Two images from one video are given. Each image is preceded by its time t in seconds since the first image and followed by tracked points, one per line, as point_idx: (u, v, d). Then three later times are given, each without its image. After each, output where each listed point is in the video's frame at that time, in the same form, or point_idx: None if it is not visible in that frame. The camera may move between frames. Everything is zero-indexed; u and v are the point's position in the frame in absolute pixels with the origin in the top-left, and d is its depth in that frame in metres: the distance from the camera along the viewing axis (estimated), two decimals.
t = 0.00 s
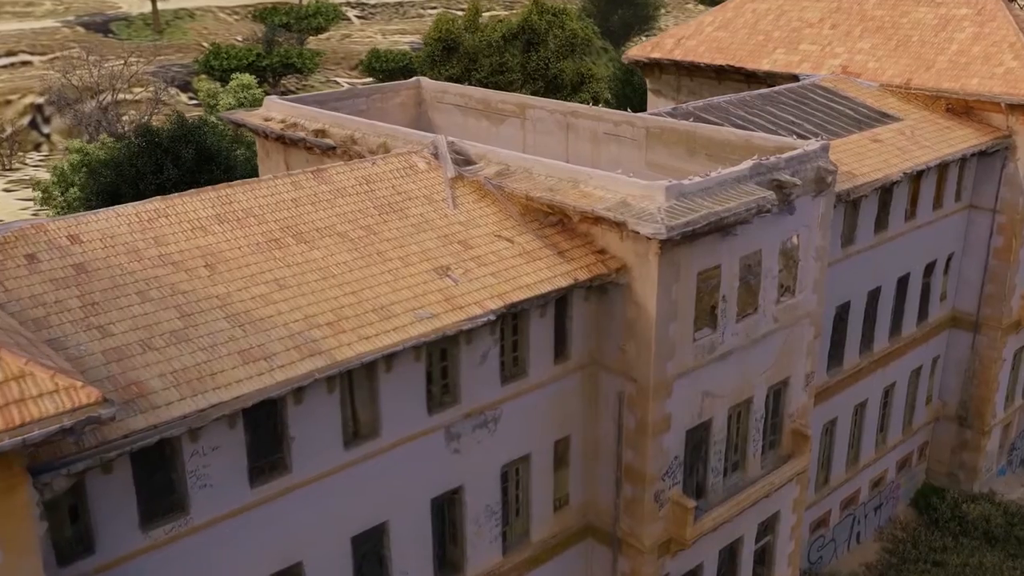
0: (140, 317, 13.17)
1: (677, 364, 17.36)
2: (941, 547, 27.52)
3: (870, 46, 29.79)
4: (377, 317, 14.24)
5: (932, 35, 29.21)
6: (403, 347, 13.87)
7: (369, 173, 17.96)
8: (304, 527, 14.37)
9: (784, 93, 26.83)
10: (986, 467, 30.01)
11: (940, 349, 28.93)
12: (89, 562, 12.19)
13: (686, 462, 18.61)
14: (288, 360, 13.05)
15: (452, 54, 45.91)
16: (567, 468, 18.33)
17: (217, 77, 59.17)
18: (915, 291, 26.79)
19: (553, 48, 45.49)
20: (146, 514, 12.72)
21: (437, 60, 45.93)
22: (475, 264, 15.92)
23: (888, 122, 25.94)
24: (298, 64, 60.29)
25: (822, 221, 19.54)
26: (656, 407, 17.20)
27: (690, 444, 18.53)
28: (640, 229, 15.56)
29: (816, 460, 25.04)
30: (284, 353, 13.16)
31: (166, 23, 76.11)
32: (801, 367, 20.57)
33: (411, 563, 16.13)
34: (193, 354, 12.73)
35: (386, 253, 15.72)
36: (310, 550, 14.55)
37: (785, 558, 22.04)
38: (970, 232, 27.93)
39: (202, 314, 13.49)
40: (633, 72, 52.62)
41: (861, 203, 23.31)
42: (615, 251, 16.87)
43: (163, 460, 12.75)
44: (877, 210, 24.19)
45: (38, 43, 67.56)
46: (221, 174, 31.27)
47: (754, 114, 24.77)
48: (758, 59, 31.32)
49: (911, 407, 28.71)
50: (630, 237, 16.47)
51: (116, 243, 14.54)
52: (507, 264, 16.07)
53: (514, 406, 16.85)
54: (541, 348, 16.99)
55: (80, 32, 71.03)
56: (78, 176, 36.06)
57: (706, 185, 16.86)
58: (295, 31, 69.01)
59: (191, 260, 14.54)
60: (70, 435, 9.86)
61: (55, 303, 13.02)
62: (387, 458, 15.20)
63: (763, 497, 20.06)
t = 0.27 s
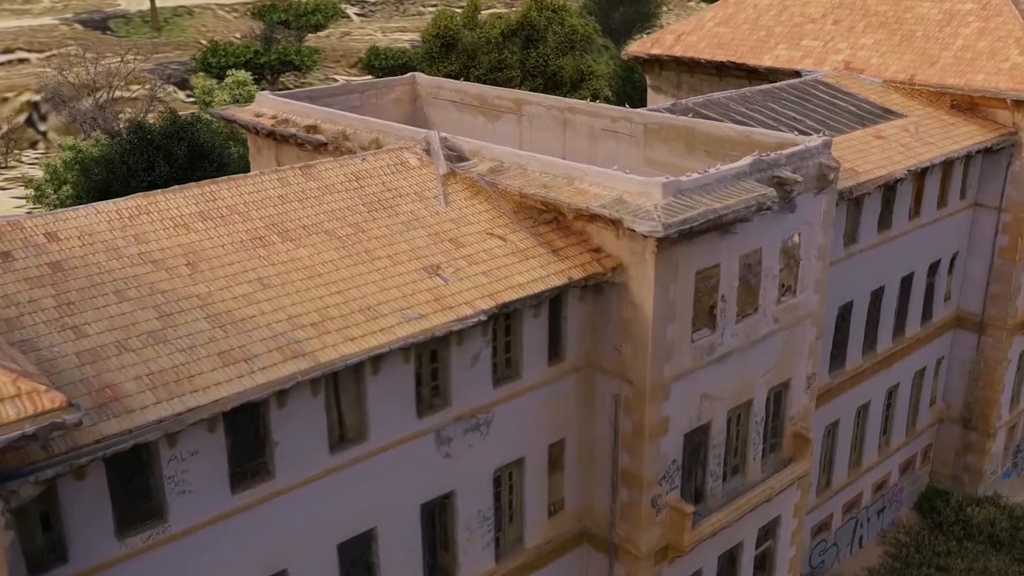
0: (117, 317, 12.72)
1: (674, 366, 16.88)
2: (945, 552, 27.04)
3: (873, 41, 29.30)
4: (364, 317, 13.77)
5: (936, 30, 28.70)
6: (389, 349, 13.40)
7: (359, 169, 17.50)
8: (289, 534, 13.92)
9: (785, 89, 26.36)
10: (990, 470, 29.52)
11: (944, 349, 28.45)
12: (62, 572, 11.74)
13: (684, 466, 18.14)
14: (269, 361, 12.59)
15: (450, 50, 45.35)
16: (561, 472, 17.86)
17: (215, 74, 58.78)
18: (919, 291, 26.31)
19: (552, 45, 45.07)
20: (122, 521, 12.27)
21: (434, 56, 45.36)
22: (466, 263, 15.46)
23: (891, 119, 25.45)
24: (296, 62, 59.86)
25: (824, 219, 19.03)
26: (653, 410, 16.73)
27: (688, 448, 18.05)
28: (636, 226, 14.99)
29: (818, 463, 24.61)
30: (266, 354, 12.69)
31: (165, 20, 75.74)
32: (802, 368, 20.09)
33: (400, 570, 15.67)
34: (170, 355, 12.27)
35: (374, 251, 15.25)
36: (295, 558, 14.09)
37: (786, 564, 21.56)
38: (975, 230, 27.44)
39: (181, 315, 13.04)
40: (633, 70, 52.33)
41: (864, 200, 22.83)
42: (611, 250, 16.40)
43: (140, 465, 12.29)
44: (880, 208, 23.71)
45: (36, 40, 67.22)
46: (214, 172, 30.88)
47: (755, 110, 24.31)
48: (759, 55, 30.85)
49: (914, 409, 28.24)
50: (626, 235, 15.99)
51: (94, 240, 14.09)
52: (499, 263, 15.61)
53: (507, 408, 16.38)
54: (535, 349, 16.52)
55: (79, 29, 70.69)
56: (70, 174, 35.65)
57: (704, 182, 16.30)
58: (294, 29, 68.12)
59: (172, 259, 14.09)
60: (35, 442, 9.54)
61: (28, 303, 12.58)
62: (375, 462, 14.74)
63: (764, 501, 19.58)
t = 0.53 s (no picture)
0: (89, 318, 12.25)
1: (670, 369, 16.41)
2: (949, 557, 26.55)
3: (876, 37, 28.78)
4: (347, 318, 13.28)
5: (940, 26, 28.19)
6: (373, 351, 12.91)
7: (347, 166, 17.03)
8: (270, 542, 13.44)
9: (786, 85, 25.86)
10: (995, 474, 29.01)
11: (948, 351, 27.95)
12: None
13: (681, 471, 17.65)
14: (247, 364, 12.10)
15: (448, 48, 44.54)
16: (555, 477, 17.37)
17: (213, 72, 58.37)
18: (922, 292, 25.80)
19: (551, 41, 44.70)
20: (93, 530, 11.80)
21: (433, 53, 44.48)
22: (455, 262, 14.97)
23: (894, 115, 24.95)
24: (294, 59, 59.45)
25: (825, 217, 18.53)
26: (648, 413, 16.26)
27: (685, 452, 17.56)
28: (629, 224, 14.46)
29: (819, 467, 24.17)
30: (243, 357, 12.21)
31: (164, 17, 75.36)
32: (803, 371, 19.60)
33: None
34: (143, 358, 11.80)
35: (360, 250, 14.77)
36: (277, 567, 13.63)
37: (786, 571, 21.07)
38: (980, 230, 26.95)
39: (157, 315, 12.57)
40: (633, 69, 51.94)
41: (866, 199, 22.33)
42: (605, 249, 15.92)
43: (112, 472, 11.82)
44: (883, 207, 23.21)
45: (34, 37, 66.85)
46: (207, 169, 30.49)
47: (755, 107, 23.82)
48: (760, 51, 30.36)
49: (917, 411, 27.75)
50: (620, 234, 15.51)
51: (69, 239, 13.64)
52: (489, 262, 15.12)
53: (498, 412, 15.90)
54: (527, 352, 16.04)
55: (77, 27, 70.34)
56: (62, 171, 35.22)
57: (701, 179, 15.79)
58: (293, 26, 67.09)
59: (149, 258, 13.62)
60: None
61: None
62: (360, 468, 14.27)
63: (763, 507, 19.08)
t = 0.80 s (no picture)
0: (55, 320, 11.79)
1: (663, 373, 15.91)
2: (951, 563, 26.07)
3: (879, 33, 28.25)
4: (326, 320, 12.78)
5: (944, 21, 27.67)
6: (351, 354, 12.41)
7: (331, 163, 16.54)
8: (247, 553, 12.96)
9: (787, 81, 25.35)
10: (999, 478, 28.46)
11: (951, 353, 27.45)
12: None
13: (676, 478, 17.15)
14: (219, 369, 11.62)
15: (446, 45, 44.17)
16: (545, 483, 16.87)
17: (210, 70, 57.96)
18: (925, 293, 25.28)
19: (550, 39, 44.07)
20: (58, 541, 11.33)
21: (430, 51, 44.02)
22: (440, 262, 14.48)
23: (896, 112, 24.43)
24: (292, 57, 59.02)
25: (825, 217, 18.02)
26: (641, 418, 15.76)
27: (680, 458, 17.06)
28: (620, 224, 13.94)
29: (819, 472, 23.67)
30: (215, 361, 11.73)
31: (163, 15, 74.97)
32: (802, 374, 19.09)
33: None
34: (109, 362, 11.33)
35: (342, 249, 14.28)
36: None
37: None
38: (984, 230, 26.45)
39: (127, 317, 12.09)
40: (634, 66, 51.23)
41: (867, 198, 21.81)
42: (596, 249, 15.42)
43: (79, 481, 11.36)
44: (885, 206, 22.69)
45: (31, 35, 66.46)
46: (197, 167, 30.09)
47: (754, 104, 23.32)
48: (760, 48, 29.85)
49: (919, 415, 27.24)
50: (611, 233, 15.01)
51: (39, 238, 13.18)
52: (476, 263, 14.62)
53: (485, 417, 15.41)
54: (515, 355, 15.55)
55: (75, 24, 69.94)
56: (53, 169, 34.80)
57: (696, 177, 15.28)
58: (292, 24, 66.74)
59: (122, 257, 13.15)
60: None
61: None
62: (341, 475, 13.78)
63: (761, 514, 18.58)
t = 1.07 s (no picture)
0: (15, 323, 11.31)
1: (653, 378, 15.40)
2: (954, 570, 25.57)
3: (880, 29, 27.69)
4: (299, 323, 12.27)
5: (947, 17, 27.13)
6: (325, 359, 11.90)
7: (313, 161, 16.05)
8: (218, 565, 12.47)
9: (786, 78, 24.81)
10: (1003, 484, 27.89)
11: (954, 356, 26.90)
12: None
13: (667, 485, 16.63)
14: (184, 375, 11.11)
15: (443, 43, 43.75)
16: (533, 491, 16.36)
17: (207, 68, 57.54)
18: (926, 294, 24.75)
19: (549, 36, 43.40)
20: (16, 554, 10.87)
21: (427, 48, 43.68)
22: (421, 263, 13.97)
23: (898, 110, 23.88)
24: (290, 55, 58.58)
25: (822, 217, 17.48)
26: (630, 424, 15.26)
27: (672, 465, 16.54)
28: (608, 224, 13.43)
29: (818, 477, 23.13)
30: (181, 367, 11.23)
31: (162, 13, 74.61)
32: (798, 378, 18.56)
33: None
34: (69, 368, 10.84)
35: (319, 250, 13.78)
36: None
37: None
38: (987, 230, 25.91)
39: (90, 321, 11.60)
40: (633, 64, 50.51)
41: (867, 197, 21.28)
42: (584, 250, 14.91)
43: (37, 492, 10.89)
44: (885, 206, 22.14)
45: (29, 33, 66.10)
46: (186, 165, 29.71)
47: (751, 101, 22.79)
48: (760, 45, 29.32)
49: (921, 419, 26.71)
50: (599, 233, 14.50)
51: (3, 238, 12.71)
52: (458, 264, 14.11)
53: (469, 424, 14.91)
54: (500, 359, 15.05)
55: (73, 22, 69.62)
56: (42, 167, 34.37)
57: (687, 175, 14.76)
58: (291, 22, 66.36)
59: (88, 258, 12.67)
60: None
61: None
62: (318, 484, 13.28)
63: (756, 522, 18.05)
